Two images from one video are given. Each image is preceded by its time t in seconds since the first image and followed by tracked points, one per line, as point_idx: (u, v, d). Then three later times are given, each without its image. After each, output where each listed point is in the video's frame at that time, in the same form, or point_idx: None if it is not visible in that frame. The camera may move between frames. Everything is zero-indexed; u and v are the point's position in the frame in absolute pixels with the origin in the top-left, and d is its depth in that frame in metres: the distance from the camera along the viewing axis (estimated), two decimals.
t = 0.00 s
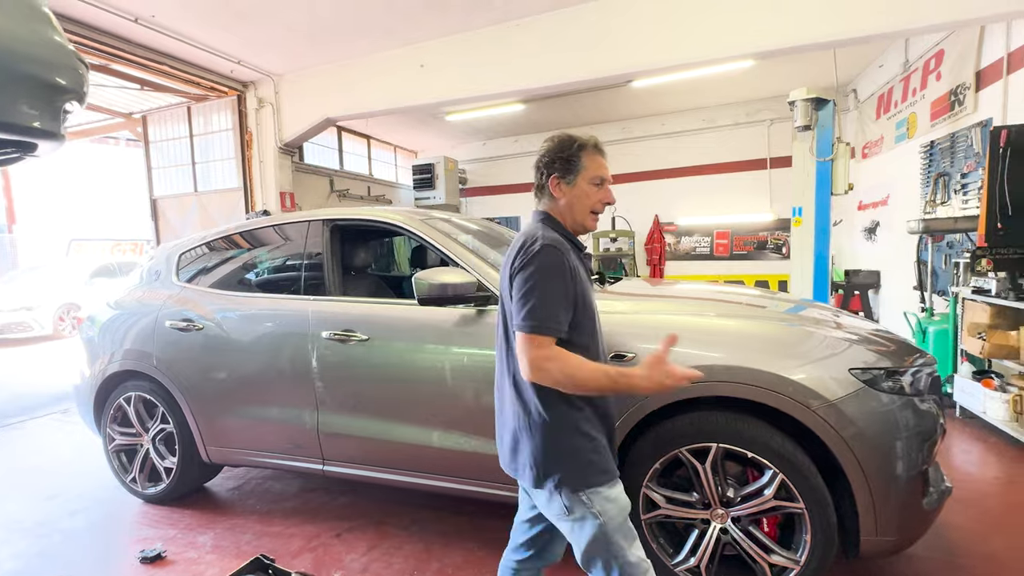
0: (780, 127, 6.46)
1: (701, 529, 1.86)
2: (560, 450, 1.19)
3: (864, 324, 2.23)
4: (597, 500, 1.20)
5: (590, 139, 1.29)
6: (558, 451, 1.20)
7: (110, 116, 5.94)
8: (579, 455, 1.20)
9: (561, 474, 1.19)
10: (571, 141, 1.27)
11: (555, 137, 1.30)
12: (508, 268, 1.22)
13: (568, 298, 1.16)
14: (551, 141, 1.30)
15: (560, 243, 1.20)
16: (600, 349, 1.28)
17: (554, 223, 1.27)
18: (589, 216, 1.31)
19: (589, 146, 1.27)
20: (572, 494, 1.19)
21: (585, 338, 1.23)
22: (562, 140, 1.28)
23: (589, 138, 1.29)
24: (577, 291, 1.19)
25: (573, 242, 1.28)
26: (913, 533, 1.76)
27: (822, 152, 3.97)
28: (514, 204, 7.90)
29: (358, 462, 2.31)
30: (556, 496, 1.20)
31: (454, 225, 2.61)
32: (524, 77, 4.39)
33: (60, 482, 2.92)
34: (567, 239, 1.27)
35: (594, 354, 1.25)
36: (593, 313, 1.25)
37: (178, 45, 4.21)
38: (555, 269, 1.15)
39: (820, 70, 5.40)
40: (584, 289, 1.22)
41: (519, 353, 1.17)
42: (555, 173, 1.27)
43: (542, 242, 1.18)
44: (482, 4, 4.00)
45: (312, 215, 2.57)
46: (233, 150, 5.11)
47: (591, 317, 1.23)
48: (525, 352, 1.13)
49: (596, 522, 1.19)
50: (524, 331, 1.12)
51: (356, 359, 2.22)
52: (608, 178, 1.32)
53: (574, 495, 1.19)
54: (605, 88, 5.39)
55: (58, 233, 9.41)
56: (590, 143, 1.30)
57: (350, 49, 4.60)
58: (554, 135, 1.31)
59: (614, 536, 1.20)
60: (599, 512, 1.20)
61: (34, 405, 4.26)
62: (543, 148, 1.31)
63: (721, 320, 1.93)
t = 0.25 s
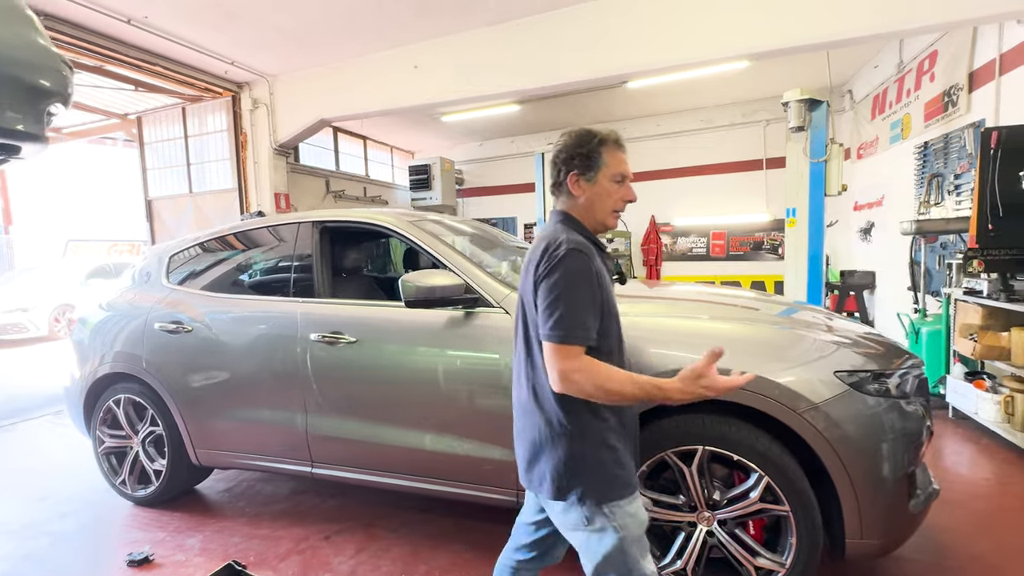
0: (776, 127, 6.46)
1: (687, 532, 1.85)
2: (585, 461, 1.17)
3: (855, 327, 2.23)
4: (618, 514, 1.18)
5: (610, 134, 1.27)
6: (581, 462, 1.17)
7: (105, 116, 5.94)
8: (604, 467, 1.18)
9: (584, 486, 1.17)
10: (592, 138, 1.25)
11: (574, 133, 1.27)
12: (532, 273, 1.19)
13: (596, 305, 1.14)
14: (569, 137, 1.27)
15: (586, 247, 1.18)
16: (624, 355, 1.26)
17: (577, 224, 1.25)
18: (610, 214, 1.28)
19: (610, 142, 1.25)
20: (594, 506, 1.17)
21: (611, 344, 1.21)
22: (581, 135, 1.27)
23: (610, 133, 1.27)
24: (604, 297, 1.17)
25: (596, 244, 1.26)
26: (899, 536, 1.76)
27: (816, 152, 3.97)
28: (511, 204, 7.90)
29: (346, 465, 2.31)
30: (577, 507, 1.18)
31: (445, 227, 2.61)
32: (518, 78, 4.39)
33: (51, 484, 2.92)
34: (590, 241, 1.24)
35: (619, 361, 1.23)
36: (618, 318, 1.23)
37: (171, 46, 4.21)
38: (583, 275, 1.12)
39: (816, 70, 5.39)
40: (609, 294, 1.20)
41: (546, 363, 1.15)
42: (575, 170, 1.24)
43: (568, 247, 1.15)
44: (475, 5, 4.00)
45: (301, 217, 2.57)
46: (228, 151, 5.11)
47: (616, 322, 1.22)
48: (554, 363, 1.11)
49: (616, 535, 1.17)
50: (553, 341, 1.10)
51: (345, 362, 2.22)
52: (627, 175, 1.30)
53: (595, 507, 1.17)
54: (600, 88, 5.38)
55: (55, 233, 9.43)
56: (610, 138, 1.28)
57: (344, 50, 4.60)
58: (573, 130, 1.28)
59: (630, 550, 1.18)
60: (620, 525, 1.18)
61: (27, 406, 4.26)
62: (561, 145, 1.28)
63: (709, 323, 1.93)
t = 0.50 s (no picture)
0: (770, 128, 6.46)
1: (669, 536, 1.85)
2: (611, 475, 1.13)
3: (845, 330, 2.21)
4: (643, 528, 1.15)
5: (643, 126, 1.23)
6: (608, 476, 1.13)
7: (98, 117, 5.93)
8: (631, 482, 1.14)
9: (610, 500, 1.13)
10: (624, 130, 1.20)
11: (606, 124, 1.22)
12: (558, 277, 1.13)
13: (628, 311, 1.08)
14: (600, 128, 1.22)
15: (616, 247, 1.12)
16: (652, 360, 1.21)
17: (604, 223, 1.19)
18: (641, 210, 1.24)
19: (643, 134, 1.21)
20: (620, 521, 1.13)
21: (641, 349, 1.16)
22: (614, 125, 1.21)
23: (642, 125, 1.22)
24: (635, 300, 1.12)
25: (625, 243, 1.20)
26: (882, 539, 1.75)
27: (808, 154, 3.97)
28: (506, 205, 7.90)
29: (331, 468, 2.30)
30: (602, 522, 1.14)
31: (433, 229, 2.60)
32: (511, 79, 4.38)
33: (38, 487, 2.91)
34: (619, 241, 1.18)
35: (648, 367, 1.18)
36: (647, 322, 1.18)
37: (162, 47, 4.20)
38: (616, 280, 1.07)
39: (809, 71, 5.39)
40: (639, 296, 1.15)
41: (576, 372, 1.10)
42: (605, 163, 1.19)
43: (597, 249, 1.09)
44: (467, 6, 3.99)
45: (287, 220, 2.56)
46: (220, 152, 5.10)
47: (646, 326, 1.17)
48: (585, 375, 1.06)
49: (640, 551, 1.14)
50: (586, 350, 1.05)
51: (329, 365, 2.22)
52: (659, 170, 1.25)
53: (621, 522, 1.14)
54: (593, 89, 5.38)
55: (49, 234, 9.42)
56: (645, 130, 1.23)
57: (336, 51, 4.59)
58: (604, 121, 1.23)
59: (653, 565, 1.16)
60: (643, 540, 1.15)
61: (17, 409, 4.25)
62: (590, 136, 1.24)
63: (693, 327, 1.92)
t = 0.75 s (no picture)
0: (763, 129, 6.46)
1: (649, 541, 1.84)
2: (615, 491, 1.11)
3: (832, 335, 2.19)
4: (642, 546, 1.14)
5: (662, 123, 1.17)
6: (613, 491, 1.11)
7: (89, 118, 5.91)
8: (636, 499, 1.12)
9: (614, 516, 1.11)
10: (643, 128, 1.14)
11: (623, 121, 1.16)
12: (567, 287, 1.09)
13: (639, 321, 1.05)
14: (617, 125, 1.16)
15: (626, 254, 1.08)
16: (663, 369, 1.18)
17: (614, 227, 1.15)
18: (657, 212, 1.19)
19: (664, 133, 1.15)
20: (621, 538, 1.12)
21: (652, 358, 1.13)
22: (634, 122, 1.15)
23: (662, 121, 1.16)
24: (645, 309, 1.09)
25: (636, 247, 1.16)
26: (861, 543, 1.75)
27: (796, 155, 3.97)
28: (499, 206, 7.89)
29: (313, 473, 2.29)
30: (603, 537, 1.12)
31: (419, 232, 2.59)
32: (501, 81, 4.37)
33: (21, 491, 2.90)
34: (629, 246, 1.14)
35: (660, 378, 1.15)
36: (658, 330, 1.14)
37: (149, 47, 4.18)
38: (627, 290, 1.03)
39: (800, 73, 5.39)
40: (650, 304, 1.12)
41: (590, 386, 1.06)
42: (624, 164, 1.14)
43: (607, 258, 1.05)
44: (456, 7, 3.98)
45: (270, 222, 2.56)
46: (210, 153, 5.09)
47: (656, 334, 1.14)
48: (599, 390, 1.02)
49: (636, 568, 1.14)
50: (599, 364, 1.01)
51: (310, 369, 2.21)
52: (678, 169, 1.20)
53: (621, 538, 1.12)
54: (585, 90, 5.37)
55: (41, 235, 9.40)
56: (666, 128, 1.17)
57: (326, 51, 4.57)
58: (620, 117, 1.17)
59: None
60: (641, 557, 1.14)
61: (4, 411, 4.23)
62: (605, 134, 1.18)
63: (675, 330, 1.92)
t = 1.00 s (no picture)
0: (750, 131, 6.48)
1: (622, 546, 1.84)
2: (599, 507, 1.09)
3: (812, 340, 2.18)
4: (626, 563, 1.11)
5: (661, 126, 1.12)
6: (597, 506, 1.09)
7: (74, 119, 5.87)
8: (620, 516, 1.09)
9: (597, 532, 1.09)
10: (640, 132, 1.10)
11: (620, 124, 1.12)
12: (553, 298, 1.06)
13: (623, 336, 1.00)
14: (614, 129, 1.12)
15: (614, 265, 1.04)
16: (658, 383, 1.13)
17: (606, 235, 1.11)
18: (656, 219, 1.14)
19: (661, 137, 1.10)
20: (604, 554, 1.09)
21: (642, 372, 1.09)
22: (630, 126, 1.11)
23: (660, 125, 1.12)
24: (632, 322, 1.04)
25: (630, 257, 1.12)
26: (831, 548, 1.75)
27: (781, 158, 4.02)
28: (490, 207, 7.88)
29: (288, 478, 2.27)
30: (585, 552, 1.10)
31: (401, 236, 2.57)
32: (487, 82, 4.36)
33: None
34: (620, 256, 1.10)
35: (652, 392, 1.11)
36: (650, 344, 1.10)
37: (132, 47, 4.15)
38: (610, 303, 0.99)
39: (785, 76, 5.41)
40: (641, 317, 1.07)
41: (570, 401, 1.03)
42: (618, 169, 1.10)
43: (591, 269, 1.01)
44: (441, 8, 3.96)
45: (248, 225, 2.54)
46: (196, 154, 5.06)
47: (648, 350, 1.09)
48: (576, 406, 0.99)
49: None
50: (576, 380, 0.98)
51: (284, 374, 2.19)
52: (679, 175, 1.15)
53: (604, 555, 1.09)
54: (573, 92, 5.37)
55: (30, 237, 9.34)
56: (665, 132, 1.12)
57: (312, 52, 4.55)
58: (618, 119, 1.13)
59: None
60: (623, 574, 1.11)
61: None
62: (602, 137, 1.14)
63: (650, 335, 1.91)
